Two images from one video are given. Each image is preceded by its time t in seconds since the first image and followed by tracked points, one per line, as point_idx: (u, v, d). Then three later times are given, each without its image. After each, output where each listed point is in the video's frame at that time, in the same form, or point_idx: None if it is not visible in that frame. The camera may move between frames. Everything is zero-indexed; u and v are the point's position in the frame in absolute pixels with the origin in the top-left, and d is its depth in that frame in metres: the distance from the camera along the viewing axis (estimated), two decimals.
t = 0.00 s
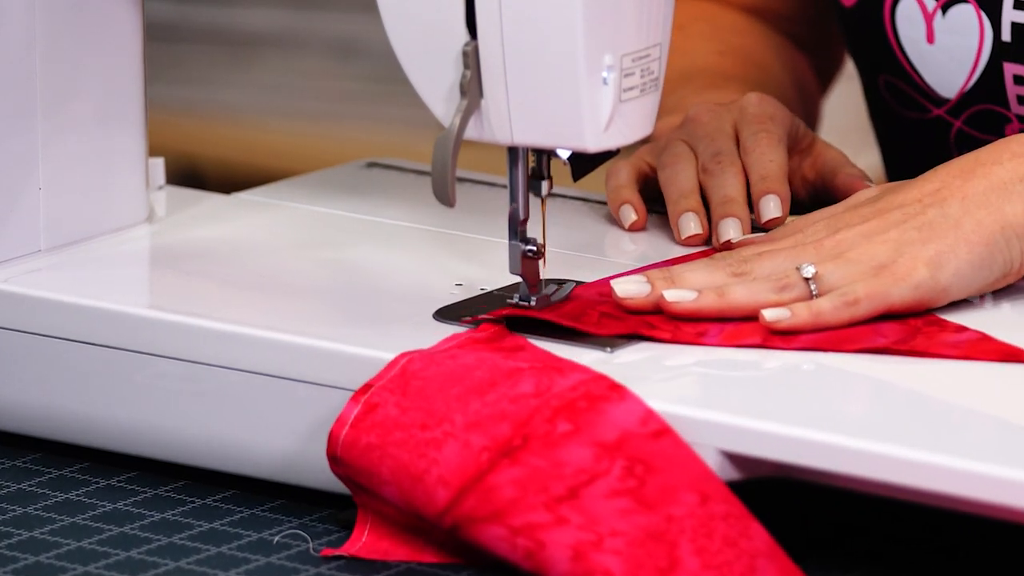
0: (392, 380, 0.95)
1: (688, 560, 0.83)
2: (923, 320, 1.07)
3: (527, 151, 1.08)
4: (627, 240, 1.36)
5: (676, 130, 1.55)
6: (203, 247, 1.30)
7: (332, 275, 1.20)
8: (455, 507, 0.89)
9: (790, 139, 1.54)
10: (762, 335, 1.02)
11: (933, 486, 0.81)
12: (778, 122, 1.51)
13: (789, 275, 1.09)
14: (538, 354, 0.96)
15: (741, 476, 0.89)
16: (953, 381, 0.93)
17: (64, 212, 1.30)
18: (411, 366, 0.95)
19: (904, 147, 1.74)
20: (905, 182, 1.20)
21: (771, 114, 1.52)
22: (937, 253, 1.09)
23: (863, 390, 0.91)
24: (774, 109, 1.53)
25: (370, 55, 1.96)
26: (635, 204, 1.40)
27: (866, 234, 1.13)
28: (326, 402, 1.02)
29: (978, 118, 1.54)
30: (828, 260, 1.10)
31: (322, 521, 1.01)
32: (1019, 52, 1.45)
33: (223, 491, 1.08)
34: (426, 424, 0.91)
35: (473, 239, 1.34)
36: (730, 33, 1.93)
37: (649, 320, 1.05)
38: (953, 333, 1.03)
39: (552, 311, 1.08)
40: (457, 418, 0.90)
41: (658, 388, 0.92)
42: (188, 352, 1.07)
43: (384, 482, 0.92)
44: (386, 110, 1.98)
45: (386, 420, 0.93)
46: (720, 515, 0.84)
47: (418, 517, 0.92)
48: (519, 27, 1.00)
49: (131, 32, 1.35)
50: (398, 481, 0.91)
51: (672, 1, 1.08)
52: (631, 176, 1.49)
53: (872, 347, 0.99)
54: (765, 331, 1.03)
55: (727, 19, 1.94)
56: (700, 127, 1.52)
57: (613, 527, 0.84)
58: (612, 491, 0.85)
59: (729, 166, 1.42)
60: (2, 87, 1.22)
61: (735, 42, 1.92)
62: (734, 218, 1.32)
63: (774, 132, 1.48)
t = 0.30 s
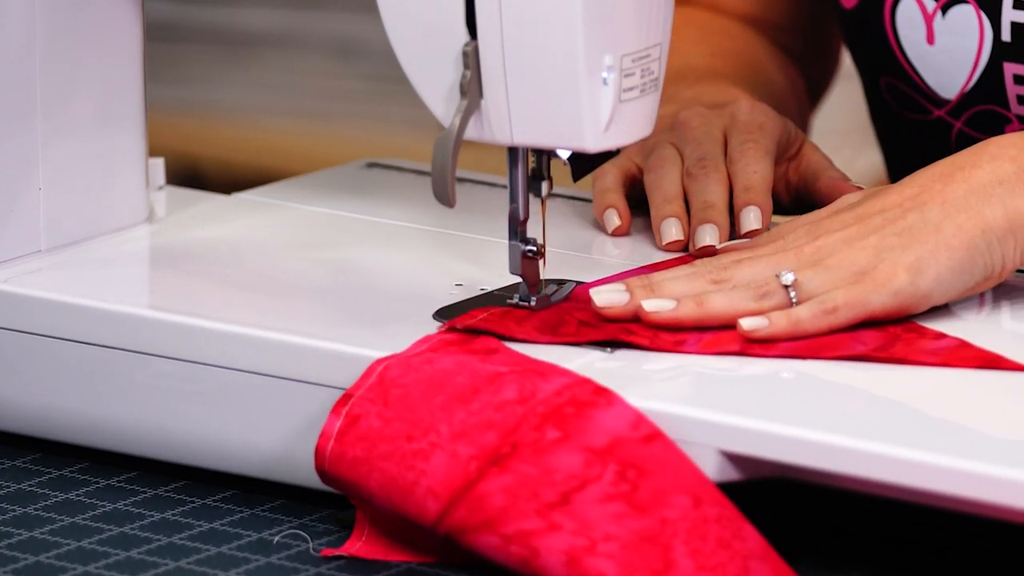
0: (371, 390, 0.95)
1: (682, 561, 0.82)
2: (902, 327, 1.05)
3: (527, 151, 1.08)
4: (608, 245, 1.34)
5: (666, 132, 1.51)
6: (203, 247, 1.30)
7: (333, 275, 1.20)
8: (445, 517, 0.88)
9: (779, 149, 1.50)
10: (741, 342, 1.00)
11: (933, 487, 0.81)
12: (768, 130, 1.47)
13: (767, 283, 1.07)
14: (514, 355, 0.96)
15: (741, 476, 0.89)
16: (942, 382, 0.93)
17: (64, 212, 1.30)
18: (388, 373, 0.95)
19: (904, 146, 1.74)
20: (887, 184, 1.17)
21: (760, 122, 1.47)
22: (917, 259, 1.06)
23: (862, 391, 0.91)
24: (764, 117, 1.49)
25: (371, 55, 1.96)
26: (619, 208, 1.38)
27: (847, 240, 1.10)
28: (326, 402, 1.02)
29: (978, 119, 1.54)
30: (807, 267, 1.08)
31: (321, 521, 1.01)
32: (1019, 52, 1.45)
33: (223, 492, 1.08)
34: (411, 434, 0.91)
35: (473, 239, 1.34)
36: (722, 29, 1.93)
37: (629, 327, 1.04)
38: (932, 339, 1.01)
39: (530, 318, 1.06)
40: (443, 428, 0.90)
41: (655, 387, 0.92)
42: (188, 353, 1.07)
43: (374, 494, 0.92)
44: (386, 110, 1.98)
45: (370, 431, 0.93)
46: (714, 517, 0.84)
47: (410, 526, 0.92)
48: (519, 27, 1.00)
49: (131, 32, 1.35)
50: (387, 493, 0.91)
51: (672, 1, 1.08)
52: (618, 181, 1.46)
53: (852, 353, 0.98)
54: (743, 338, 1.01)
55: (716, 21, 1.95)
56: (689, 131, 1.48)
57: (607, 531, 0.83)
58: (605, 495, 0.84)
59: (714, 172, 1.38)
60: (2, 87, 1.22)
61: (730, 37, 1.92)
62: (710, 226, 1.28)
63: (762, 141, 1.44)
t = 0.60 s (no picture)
0: (336, 419, 0.94)
1: (669, 566, 0.82)
2: (880, 338, 1.03)
3: (527, 152, 1.08)
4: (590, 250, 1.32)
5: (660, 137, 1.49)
6: (203, 247, 1.30)
7: (333, 275, 1.20)
8: (430, 542, 0.88)
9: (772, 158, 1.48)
10: (715, 351, 0.99)
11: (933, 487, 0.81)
12: (761, 141, 1.44)
13: (745, 292, 1.05)
14: (472, 361, 0.95)
15: (741, 476, 0.89)
16: (927, 388, 0.92)
17: (64, 212, 1.30)
18: (351, 400, 0.94)
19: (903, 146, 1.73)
20: (869, 197, 1.16)
21: (753, 133, 1.45)
22: (897, 270, 1.04)
23: (861, 390, 0.91)
24: (759, 127, 1.46)
25: (371, 55, 1.96)
26: (605, 215, 1.36)
27: (825, 250, 1.09)
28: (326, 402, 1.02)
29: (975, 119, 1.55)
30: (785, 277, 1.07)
31: (322, 521, 1.01)
32: (1017, 52, 1.45)
33: (223, 492, 1.08)
34: (383, 464, 0.91)
35: (472, 240, 1.34)
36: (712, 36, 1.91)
37: (606, 336, 1.02)
38: (909, 349, 0.99)
39: (506, 327, 1.04)
40: (416, 453, 0.90)
41: (651, 388, 0.92)
42: (188, 353, 1.07)
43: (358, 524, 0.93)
44: (386, 110, 1.98)
45: (343, 464, 0.92)
46: (700, 525, 0.84)
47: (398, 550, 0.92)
48: (519, 27, 1.00)
49: (131, 31, 1.35)
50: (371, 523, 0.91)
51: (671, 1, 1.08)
52: (609, 190, 1.45)
53: (826, 363, 0.96)
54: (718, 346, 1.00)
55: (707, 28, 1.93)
56: (682, 137, 1.45)
57: (591, 542, 0.83)
58: (587, 508, 0.84)
59: (702, 182, 1.36)
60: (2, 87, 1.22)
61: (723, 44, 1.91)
62: (694, 233, 1.26)
63: (757, 153, 1.41)
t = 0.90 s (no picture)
0: (302, 476, 0.92)
1: None
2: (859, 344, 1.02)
3: (527, 152, 1.08)
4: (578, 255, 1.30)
5: (653, 143, 1.48)
6: (204, 247, 1.30)
7: (333, 275, 1.20)
8: None
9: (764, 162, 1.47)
10: (693, 358, 0.98)
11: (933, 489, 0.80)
12: (751, 145, 1.44)
13: (723, 300, 1.04)
14: (435, 411, 0.95)
15: (740, 476, 0.89)
16: (905, 395, 0.91)
17: (64, 212, 1.30)
18: (314, 458, 0.92)
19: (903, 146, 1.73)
20: (846, 205, 1.14)
21: (743, 138, 1.45)
22: (876, 278, 1.03)
23: (859, 392, 0.92)
24: (751, 132, 1.46)
25: (372, 56, 1.96)
26: (593, 219, 1.34)
27: (802, 259, 1.08)
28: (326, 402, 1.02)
29: (975, 120, 1.55)
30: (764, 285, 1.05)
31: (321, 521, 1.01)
32: (1017, 53, 1.46)
33: (223, 492, 1.08)
34: (353, 518, 0.89)
35: (473, 240, 1.34)
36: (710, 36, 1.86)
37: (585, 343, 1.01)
38: (888, 357, 0.98)
39: (482, 335, 1.03)
40: (384, 504, 0.88)
41: (646, 388, 0.93)
42: (188, 353, 1.07)
43: None
44: (388, 110, 1.98)
45: (315, 524, 0.90)
46: (667, 534, 0.83)
47: None
48: (519, 27, 1.00)
49: (132, 32, 1.35)
50: None
51: (671, 2, 1.08)
52: (601, 194, 1.42)
53: (804, 371, 0.95)
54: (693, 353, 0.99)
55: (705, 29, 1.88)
56: (674, 143, 1.44)
57: (565, 567, 0.82)
58: (556, 534, 0.83)
59: (688, 187, 1.34)
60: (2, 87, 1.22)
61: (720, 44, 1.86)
62: (675, 239, 1.24)
63: (748, 158, 1.42)
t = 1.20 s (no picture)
0: (289, 496, 0.92)
1: None
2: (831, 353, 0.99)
3: (527, 153, 1.08)
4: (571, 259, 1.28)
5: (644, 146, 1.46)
6: (204, 247, 1.30)
7: (333, 275, 1.20)
8: None
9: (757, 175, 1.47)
10: (665, 365, 0.96)
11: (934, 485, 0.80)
12: (741, 150, 1.43)
13: (695, 308, 1.01)
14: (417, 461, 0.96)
15: (741, 475, 0.89)
16: (879, 405, 0.89)
17: (64, 211, 1.31)
18: (300, 480, 0.93)
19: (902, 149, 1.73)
20: (820, 214, 1.11)
21: (734, 142, 1.43)
22: (850, 288, 1.00)
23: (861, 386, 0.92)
24: (743, 138, 1.45)
25: (373, 57, 1.97)
26: (583, 224, 1.33)
27: (777, 267, 1.04)
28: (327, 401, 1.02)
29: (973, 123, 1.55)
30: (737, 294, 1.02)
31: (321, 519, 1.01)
32: (1016, 55, 1.46)
33: (223, 490, 1.08)
34: (345, 532, 0.89)
35: (473, 240, 1.34)
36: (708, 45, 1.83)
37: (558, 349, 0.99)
38: (861, 365, 0.95)
39: (455, 343, 1.00)
40: (377, 517, 0.89)
41: (641, 386, 0.93)
42: (188, 352, 1.07)
43: None
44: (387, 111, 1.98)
45: (307, 539, 0.90)
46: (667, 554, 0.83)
47: None
48: (519, 28, 1.00)
49: (132, 32, 1.36)
50: None
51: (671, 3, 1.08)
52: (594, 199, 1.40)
53: (775, 380, 0.92)
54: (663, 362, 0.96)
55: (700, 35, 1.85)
56: (665, 147, 1.42)
57: (565, 568, 0.81)
58: (557, 542, 0.83)
59: (672, 190, 1.33)
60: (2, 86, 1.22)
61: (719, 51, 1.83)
62: (656, 244, 1.23)
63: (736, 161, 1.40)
